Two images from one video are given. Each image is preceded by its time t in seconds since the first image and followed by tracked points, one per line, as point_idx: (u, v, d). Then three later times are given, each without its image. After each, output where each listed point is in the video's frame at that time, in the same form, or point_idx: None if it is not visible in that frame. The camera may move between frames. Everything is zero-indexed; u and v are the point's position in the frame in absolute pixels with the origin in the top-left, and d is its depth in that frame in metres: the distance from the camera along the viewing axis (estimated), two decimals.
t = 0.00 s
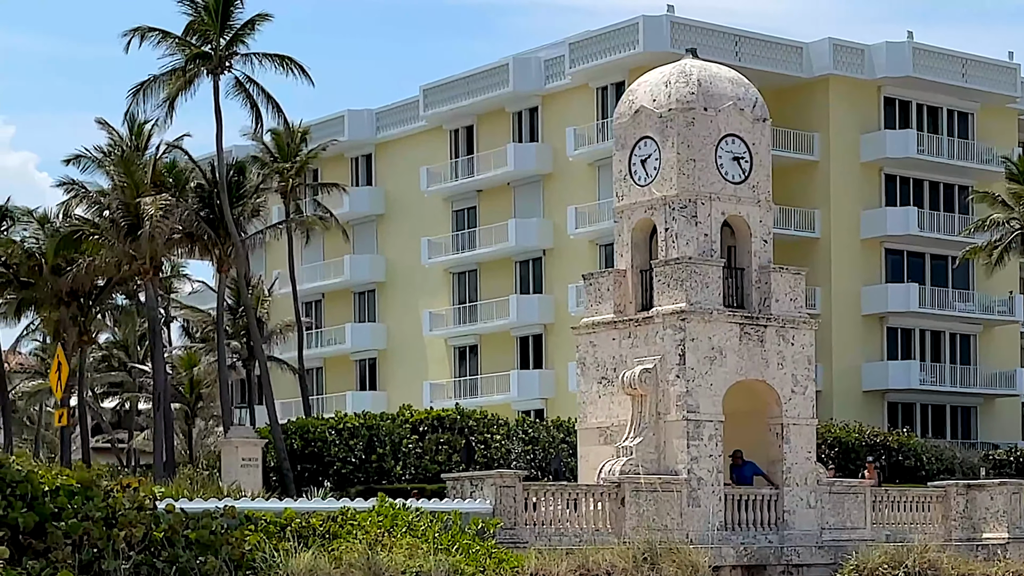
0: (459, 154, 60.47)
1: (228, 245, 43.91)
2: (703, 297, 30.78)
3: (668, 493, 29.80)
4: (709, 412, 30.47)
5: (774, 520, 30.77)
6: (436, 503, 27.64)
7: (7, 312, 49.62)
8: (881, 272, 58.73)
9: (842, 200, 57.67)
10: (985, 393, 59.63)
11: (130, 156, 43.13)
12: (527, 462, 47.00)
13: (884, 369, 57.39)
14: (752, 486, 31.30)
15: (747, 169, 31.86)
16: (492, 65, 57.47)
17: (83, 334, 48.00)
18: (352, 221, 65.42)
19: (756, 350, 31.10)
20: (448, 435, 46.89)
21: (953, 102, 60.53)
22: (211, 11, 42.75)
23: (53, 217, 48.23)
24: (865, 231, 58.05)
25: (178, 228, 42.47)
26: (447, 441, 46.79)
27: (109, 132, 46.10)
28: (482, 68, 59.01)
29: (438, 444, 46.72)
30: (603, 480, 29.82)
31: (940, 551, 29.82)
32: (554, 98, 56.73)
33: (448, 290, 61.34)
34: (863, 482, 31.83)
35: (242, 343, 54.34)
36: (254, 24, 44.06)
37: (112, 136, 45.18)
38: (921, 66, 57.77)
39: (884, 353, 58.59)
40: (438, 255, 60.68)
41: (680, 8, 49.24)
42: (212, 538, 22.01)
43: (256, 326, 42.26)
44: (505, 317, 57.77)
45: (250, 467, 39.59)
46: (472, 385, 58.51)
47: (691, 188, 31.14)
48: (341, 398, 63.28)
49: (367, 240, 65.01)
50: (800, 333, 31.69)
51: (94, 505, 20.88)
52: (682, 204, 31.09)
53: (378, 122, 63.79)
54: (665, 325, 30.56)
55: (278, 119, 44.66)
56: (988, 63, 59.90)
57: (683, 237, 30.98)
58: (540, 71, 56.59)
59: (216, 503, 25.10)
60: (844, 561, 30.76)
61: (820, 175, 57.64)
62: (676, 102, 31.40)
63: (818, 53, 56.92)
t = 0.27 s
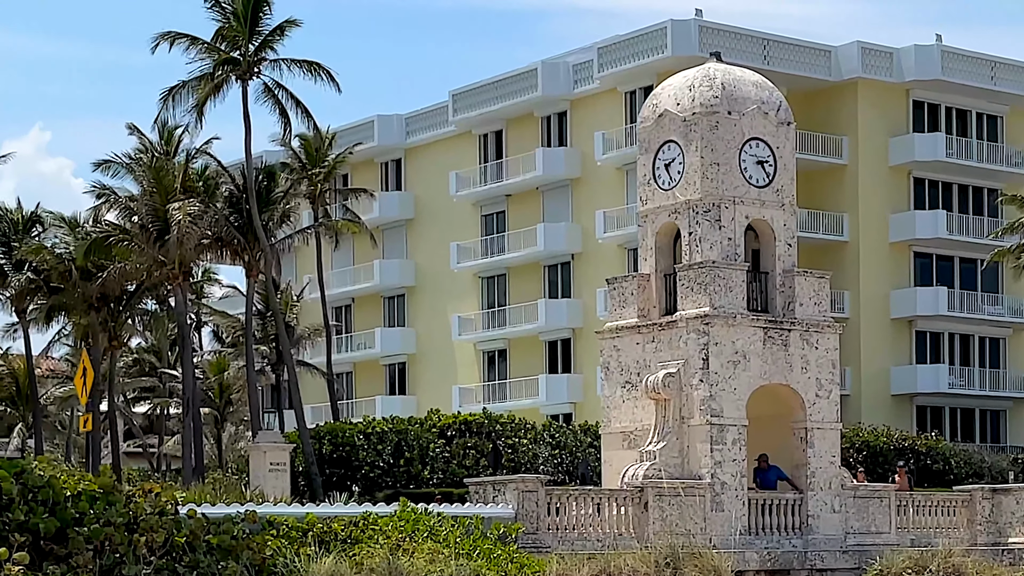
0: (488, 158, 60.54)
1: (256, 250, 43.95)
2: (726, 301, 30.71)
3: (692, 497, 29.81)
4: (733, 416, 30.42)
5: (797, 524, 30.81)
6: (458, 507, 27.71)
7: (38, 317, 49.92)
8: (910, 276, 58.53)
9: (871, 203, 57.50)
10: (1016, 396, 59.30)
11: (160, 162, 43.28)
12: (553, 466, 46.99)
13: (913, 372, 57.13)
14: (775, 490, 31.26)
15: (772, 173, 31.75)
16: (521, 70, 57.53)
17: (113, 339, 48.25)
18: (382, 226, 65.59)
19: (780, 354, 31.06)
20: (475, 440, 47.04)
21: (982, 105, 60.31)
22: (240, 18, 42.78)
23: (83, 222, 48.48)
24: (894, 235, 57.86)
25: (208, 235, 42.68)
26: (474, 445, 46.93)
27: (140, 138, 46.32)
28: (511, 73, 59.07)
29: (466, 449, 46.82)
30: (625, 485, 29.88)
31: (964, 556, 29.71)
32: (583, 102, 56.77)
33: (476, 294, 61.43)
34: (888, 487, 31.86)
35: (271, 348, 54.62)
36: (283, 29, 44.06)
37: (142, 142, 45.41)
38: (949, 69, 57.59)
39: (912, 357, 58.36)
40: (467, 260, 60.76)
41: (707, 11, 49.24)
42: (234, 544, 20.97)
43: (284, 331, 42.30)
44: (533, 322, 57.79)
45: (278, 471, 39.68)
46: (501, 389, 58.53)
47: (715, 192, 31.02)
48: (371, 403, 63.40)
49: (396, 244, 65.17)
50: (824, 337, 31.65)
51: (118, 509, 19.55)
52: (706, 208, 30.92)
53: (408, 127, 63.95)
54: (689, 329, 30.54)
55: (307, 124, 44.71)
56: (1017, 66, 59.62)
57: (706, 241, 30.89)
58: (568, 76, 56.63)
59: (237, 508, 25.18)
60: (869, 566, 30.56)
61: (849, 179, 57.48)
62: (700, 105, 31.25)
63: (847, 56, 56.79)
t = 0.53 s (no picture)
0: (507, 163, 60.61)
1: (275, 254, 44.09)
2: (741, 305, 30.65)
3: (708, 501, 29.77)
4: (748, 420, 30.38)
5: (813, 528, 30.78)
6: (472, 511, 27.73)
7: (58, 322, 50.11)
8: (929, 280, 58.38)
9: (889, 207, 57.38)
10: None
11: (179, 169, 43.45)
12: (572, 470, 46.83)
13: (931, 376, 56.92)
14: (791, 494, 31.22)
15: (786, 176, 31.65)
16: (539, 74, 57.57)
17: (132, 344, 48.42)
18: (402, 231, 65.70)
19: (795, 358, 31.00)
20: (493, 444, 46.94)
21: (1002, 108, 60.11)
22: (257, 23, 42.95)
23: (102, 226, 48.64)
24: (913, 238, 57.73)
25: (227, 240, 42.94)
26: (492, 450, 46.79)
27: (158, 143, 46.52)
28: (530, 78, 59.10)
29: (483, 453, 46.73)
30: (640, 489, 29.82)
31: (980, 560, 29.63)
32: (602, 107, 56.77)
33: (495, 299, 61.50)
34: (904, 491, 31.81)
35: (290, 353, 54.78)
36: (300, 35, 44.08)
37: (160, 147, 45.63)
38: (968, 72, 57.39)
39: (932, 361, 58.16)
40: (486, 264, 60.81)
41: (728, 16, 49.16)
42: (244, 548, 20.48)
43: (302, 336, 42.36)
44: (552, 326, 57.77)
45: (296, 475, 39.70)
46: (520, 393, 58.53)
47: (730, 195, 30.94)
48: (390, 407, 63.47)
49: (416, 249, 65.29)
50: (840, 340, 31.58)
51: (130, 514, 19.05)
52: (721, 211, 30.87)
53: (427, 132, 64.03)
54: (703, 333, 30.50)
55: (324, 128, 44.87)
56: None
57: (721, 244, 30.82)
58: (587, 80, 56.66)
59: (251, 513, 25.25)
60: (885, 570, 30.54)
61: (868, 182, 57.39)
62: (715, 109, 31.16)
63: (865, 60, 56.70)
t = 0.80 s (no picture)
0: (518, 168, 60.69)
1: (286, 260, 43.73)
2: (748, 309, 30.64)
3: (714, 505, 29.81)
4: (754, 424, 30.37)
5: (819, 533, 30.74)
6: (477, 515, 27.74)
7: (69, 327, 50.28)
8: (939, 284, 58.30)
9: (900, 211, 57.32)
10: None
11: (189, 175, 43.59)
12: (582, 475, 46.62)
13: (941, 381, 56.87)
14: (798, 498, 31.17)
15: (793, 180, 31.63)
16: (550, 79, 57.63)
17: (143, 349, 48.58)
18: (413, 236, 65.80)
19: (802, 362, 30.99)
20: (503, 448, 46.77)
21: (1014, 113, 59.91)
22: (267, 28, 43.02)
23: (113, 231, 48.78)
24: (924, 243, 57.67)
25: (238, 245, 43.07)
26: (502, 454, 46.66)
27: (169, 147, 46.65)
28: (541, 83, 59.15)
29: (493, 458, 46.56)
30: (646, 493, 29.90)
31: (986, 564, 29.59)
32: (613, 112, 56.78)
33: (506, 304, 61.57)
34: (911, 495, 31.82)
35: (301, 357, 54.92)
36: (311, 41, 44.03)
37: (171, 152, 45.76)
38: (979, 76, 57.18)
39: (942, 365, 58.07)
40: (497, 269, 60.87)
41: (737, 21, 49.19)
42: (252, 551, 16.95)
43: (312, 341, 42.33)
44: (563, 331, 57.77)
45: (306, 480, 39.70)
46: (530, 398, 58.56)
47: (737, 200, 30.92)
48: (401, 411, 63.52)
49: (427, 254, 65.39)
50: (846, 344, 31.56)
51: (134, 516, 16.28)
52: (727, 216, 30.86)
53: (438, 137, 64.15)
54: (709, 337, 30.50)
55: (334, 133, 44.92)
56: None
57: (727, 249, 30.80)
58: (598, 85, 56.67)
59: (256, 517, 25.28)
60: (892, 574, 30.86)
61: (878, 187, 57.40)
62: (721, 113, 31.13)
63: (875, 65, 56.68)
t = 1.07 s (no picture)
0: (523, 174, 60.76)
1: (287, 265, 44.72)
2: (748, 315, 30.62)
3: (714, 511, 29.79)
4: (754, 430, 30.34)
5: (819, 538, 30.74)
6: (475, 521, 27.78)
7: (74, 334, 50.43)
8: (944, 290, 58.24)
9: (905, 217, 57.28)
10: None
11: (194, 181, 43.73)
12: (586, 481, 46.54)
13: (946, 388, 56.71)
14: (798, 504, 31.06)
15: (793, 186, 31.63)
16: (555, 86, 57.67)
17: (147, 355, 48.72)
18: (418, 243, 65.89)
19: (802, 368, 30.98)
20: (506, 454, 46.84)
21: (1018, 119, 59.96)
22: (270, 35, 43.29)
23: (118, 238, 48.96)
24: (928, 249, 57.65)
25: (241, 251, 43.26)
26: (505, 460, 46.77)
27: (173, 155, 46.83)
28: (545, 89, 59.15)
29: (496, 464, 46.71)
30: (646, 499, 29.92)
31: (986, 570, 29.56)
32: (617, 118, 56.81)
33: (511, 310, 61.62)
34: (912, 501, 31.82)
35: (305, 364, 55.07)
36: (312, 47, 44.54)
37: (175, 159, 45.94)
38: (984, 83, 57.22)
39: (947, 371, 57.97)
40: (502, 275, 60.92)
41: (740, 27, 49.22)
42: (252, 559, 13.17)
43: (316, 348, 42.35)
44: (567, 337, 57.80)
45: (310, 486, 39.63)
46: (535, 404, 58.52)
47: (737, 205, 30.91)
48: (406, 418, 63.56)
49: (432, 261, 65.48)
50: (847, 350, 31.56)
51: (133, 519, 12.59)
52: (727, 221, 30.86)
53: (443, 144, 64.25)
54: (709, 343, 30.47)
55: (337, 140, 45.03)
56: None
57: (728, 254, 30.80)
58: (602, 92, 56.71)
59: (253, 523, 25.52)
60: None
61: (883, 193, 57.39)
62: (721, 119, 31.12)
63: (880, 71, 56.67)
